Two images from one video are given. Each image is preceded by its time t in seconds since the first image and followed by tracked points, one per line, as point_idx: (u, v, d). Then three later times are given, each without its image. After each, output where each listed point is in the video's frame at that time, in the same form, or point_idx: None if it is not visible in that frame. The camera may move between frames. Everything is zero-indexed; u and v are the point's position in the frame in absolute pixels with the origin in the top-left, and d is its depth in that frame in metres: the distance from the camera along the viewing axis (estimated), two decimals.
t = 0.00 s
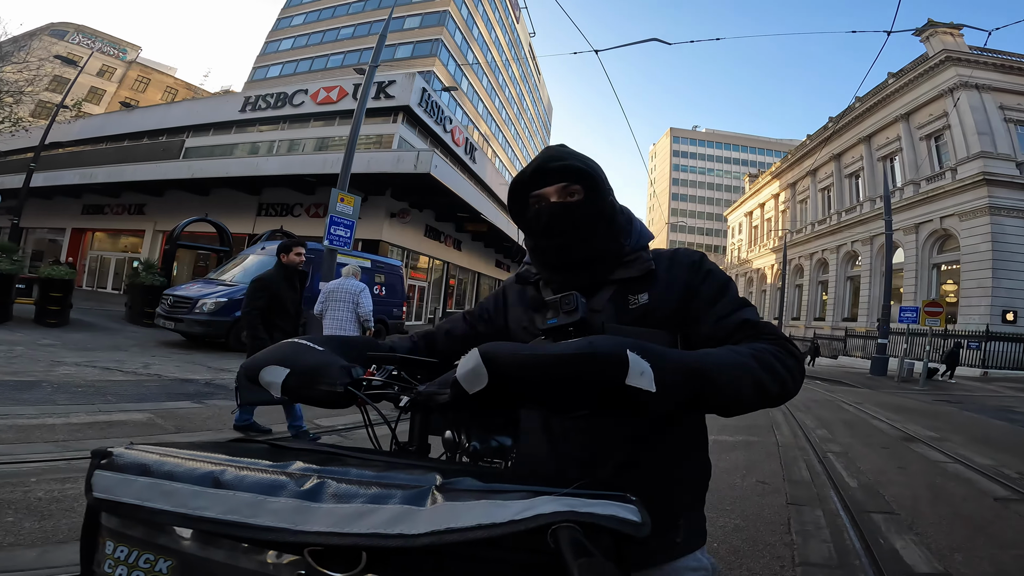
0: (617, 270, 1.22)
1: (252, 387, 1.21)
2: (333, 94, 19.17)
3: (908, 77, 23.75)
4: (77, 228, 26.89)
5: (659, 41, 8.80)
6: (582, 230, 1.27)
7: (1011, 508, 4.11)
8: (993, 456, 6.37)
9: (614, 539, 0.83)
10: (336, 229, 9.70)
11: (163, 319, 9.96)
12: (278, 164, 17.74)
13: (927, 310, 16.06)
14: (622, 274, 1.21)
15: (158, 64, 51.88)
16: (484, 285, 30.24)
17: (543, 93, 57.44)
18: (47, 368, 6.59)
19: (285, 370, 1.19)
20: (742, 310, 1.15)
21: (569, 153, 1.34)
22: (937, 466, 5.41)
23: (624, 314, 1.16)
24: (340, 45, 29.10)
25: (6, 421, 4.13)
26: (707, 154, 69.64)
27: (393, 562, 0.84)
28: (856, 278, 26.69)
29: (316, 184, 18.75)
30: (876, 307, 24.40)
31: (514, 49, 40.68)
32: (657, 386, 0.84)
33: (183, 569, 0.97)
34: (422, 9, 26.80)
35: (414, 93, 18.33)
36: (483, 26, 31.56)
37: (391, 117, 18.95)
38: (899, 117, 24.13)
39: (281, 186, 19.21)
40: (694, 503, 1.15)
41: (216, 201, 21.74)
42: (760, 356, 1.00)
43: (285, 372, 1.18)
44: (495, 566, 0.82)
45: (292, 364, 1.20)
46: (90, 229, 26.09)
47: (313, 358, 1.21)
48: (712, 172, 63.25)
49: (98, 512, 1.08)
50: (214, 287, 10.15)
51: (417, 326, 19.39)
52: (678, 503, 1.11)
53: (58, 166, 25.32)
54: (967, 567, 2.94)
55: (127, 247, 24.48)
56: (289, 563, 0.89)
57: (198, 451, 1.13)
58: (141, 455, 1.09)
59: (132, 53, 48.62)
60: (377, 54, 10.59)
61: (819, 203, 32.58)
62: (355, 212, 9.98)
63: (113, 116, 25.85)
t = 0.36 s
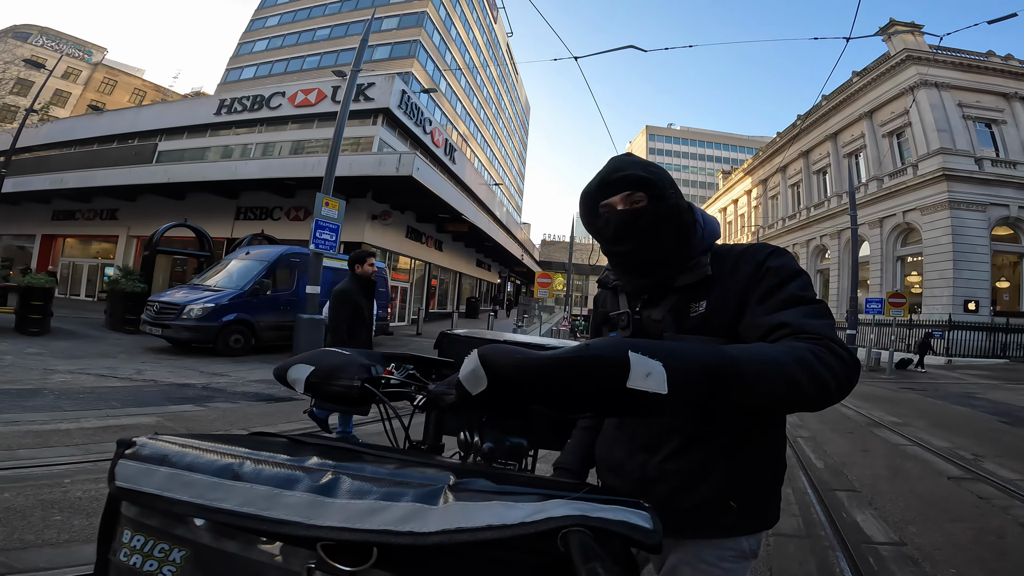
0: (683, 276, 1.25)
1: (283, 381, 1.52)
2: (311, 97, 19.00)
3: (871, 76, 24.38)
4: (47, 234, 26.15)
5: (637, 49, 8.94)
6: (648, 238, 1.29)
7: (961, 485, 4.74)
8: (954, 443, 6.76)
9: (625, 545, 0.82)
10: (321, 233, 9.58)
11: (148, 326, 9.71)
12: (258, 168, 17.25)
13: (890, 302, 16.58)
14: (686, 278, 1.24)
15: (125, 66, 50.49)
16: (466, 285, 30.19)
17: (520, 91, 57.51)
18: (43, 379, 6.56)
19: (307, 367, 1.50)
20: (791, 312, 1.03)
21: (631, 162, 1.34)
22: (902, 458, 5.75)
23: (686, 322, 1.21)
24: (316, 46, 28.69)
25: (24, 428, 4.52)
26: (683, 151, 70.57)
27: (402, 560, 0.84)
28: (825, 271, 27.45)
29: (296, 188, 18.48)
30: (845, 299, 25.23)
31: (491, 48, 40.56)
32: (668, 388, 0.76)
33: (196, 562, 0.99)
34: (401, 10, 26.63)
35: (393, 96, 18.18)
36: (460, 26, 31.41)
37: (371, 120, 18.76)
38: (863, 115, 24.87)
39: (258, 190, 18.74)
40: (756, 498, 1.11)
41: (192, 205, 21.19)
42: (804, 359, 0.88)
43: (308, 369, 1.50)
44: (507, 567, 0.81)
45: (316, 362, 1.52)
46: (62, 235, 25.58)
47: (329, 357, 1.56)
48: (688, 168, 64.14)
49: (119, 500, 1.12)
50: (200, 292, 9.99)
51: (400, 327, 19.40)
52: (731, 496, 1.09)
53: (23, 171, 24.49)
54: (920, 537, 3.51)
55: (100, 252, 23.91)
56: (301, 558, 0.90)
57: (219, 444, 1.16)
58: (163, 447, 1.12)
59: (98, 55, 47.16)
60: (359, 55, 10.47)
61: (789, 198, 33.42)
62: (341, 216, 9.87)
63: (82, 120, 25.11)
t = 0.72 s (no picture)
0: (680, 301, 1.37)
1: (273, 365, 1.39)
2: (289, 99, 18.71)
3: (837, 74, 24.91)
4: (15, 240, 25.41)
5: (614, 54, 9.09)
6: (640, 298, 1.30)
7: (914, 466, 5.16)
8: (913, 428, 7.10)
9: (618, 547, 0.85)
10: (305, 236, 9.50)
11: (133, 331, 9.49)
12: (237, 171, 16.88)
13: (857, 294, 17.06)
14: (684, 301, 1.37)
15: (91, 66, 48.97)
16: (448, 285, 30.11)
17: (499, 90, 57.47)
18: (32, 385, 6.45)
19: (305, 352, 1.37)
20: (765, 326, 1.12)
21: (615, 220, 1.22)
22: (863, 444, 6.07)
23: (684, 333, 1.40)
24: (292, 47, 28.24)
25: (30, 430, 4.57)
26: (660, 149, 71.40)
27: (395, 554, 0.85)
28: (798, 265, 28.06)
29: (275, 191, 18.20)
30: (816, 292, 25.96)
31: (470, 48, 40.41)
32: (695, 403, 0.85)
33: (186, 550, 1.00)
34: (378, 11, 26.46)
35: (373, 97, 18.04)
36: (439, 26, 31.26)
37: (351, 122, 18.58)
38: (830, 112, 25.42)
39: (236, 192, 18.39)
40: (757, 471, 1.26)
41: (168, 209, 20.71)
42: (776, 372, 0.96)
43: (304, 355, 1.36)
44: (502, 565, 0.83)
45: (311, 348, 1.38)
46: (30, 241, 24.81)
47: (337, 345, 1.42)
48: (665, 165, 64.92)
49: (115, 486, 1.13)
50: (185, 296, 9.80)
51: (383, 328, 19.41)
52: (734, 468, 1.24)
53: None
54: (872, 513, 3.83)
55: (72, 259, 23.27)
56: (294, 551, 0.91)
57: (220, 433, 1.18)
58: (164, 434, 1.15)
59: (63, 55, 45.70)
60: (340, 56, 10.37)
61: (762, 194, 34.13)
62: (324, 219, 9.76)
63: (49, 123, 24.35)
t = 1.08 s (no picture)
0: (687, 306, 1.42)
1: (263, 361, 1.29)
2: (286, 101, 18.66)
3: (831, 74, 25.00)
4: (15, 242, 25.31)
5: (609, 58, 9.14)
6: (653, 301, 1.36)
7: (895, 459, 5.26)
8: (898, 423, 7.20)
9: (612, 546, 0.87)
10: (304, 239, 9.52)
11: (136, 332, 9.48)
12: (235, 173, 16.86)
13: (851, 292, 17.14)
14: (691, 305, 1.41)
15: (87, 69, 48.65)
16: (445, 286, 30.07)
17: (496, 91, 57.38)
18: (44, 386, 6.46)
19: (301, 348, 1.27)
20: (751, 328, 1.16)
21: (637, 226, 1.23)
22: (849, 437, 6.19)
23: (688, 334, 1.45)
24: (289, 49, 28.14)
25: (47, 427, 4.63)
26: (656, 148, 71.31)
27: (391, 554, 0.87)
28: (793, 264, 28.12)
29: (274, 193, 18.16)
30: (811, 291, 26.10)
31: (467, 49, 40.33)
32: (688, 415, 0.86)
33: (183, 548, 1.01)
34: (375, 13, 26.47)
35: (370, 100, 18.03)
36: (435, 27, 31.19)
37: (349, 123, 18.53)
38: (824, 112, 25.50)
39: (234, 194, 18.33)
40: (746, 474, 1.28)
41: (167, 211, 20.66)
42: (755, 371, 0.99)
43: (300, 351, 1.27)
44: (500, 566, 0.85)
45: (307, 343, 1.29)
46: (28, 244, 24.68)
47: (338, 341, 1.33)
48: (661, 165, 64.91)
49: (108, 485, 1.15)
50: (188, 298, 9.77)
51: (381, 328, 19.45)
52: (718, 465, 1.27)
53: None
54: (851, 502, 3.96)
55: (70, 261, 23.18)
56: (291, 552, 0.92)
57: (215, 433, 1.18)
58: (158, 434, 1.16)
59: (60, 58, 45.43)
60: (341, 58, 10.33)
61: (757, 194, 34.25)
62: (324, 221, 9.71)
63: (46, 126, 24.23)
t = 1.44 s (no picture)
0: (697, 298, 1.54)
1: (258, 360, 1.30)
2: (288, 102, 18.70)
3: (830, 76, 25.03)
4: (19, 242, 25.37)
5: (609, 61, 9.18)
6: (673, 274, 1.60)
7: (883, 457, 5.35)
8: (889, 421, 7.26)
9: (610, 546, 0.88)
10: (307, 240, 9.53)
11: (142, 332, 9.50)
12: (237, 174, 16.90)
13: (847, 293, 17.19)
14: (701, 300, 1.52)
15: (88, 69, 48.57)
16: (445, 285, 30.13)
17: (496, 91, 57.37)
18: (54, 384, 6.52)
19: (297, 348, 1.28)
20: (750, 316, 1.18)
21: (672, 205, 1.55)
22: (839, 436, 6.27)
23: (704, 330, 1.52)
24: (290, 50, 28.13)
25: (64, 424, 4.76)
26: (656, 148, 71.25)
27: (385, 553, 0.88)
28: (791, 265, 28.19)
29: (276, 193, 18.19)
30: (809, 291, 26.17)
31: (467, 50, 40.30)
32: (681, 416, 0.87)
33: (178, 550, 1.02)
34: (376, 14, 26.47)
35: (371, 101, 18.07)
36: (436, 28, 31.17)
37: (350, 124, 18.54)
38: (823, 113, 25.51)
39: (236, 194, 18.32)
40: (759, 469, 1.38)
41: (169, 211, 20.70)
42: (749, 361, 1.01)
43: (296, 351, 1.28)
44: (494, 566, 0.86)
45: (303, 343, 1.29)
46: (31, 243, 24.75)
47: (335, 340, 1.34)
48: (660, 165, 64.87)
49: (102, 486, 1.16)
50: (193, 298, 9.81)
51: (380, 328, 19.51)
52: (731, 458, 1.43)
53: None
54: (838, 501, 4.04)
55: (72, 260, 23.19)
56: (287, 552, 0.93)
57: (210, 434, 1.19)
58: (153, 435, 1.17)
59: (60, 59, 45.37)
60: (344, 59, 10.31)
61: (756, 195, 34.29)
62: (327, 222, 9.71)
63: (49, 126, 24.26)
